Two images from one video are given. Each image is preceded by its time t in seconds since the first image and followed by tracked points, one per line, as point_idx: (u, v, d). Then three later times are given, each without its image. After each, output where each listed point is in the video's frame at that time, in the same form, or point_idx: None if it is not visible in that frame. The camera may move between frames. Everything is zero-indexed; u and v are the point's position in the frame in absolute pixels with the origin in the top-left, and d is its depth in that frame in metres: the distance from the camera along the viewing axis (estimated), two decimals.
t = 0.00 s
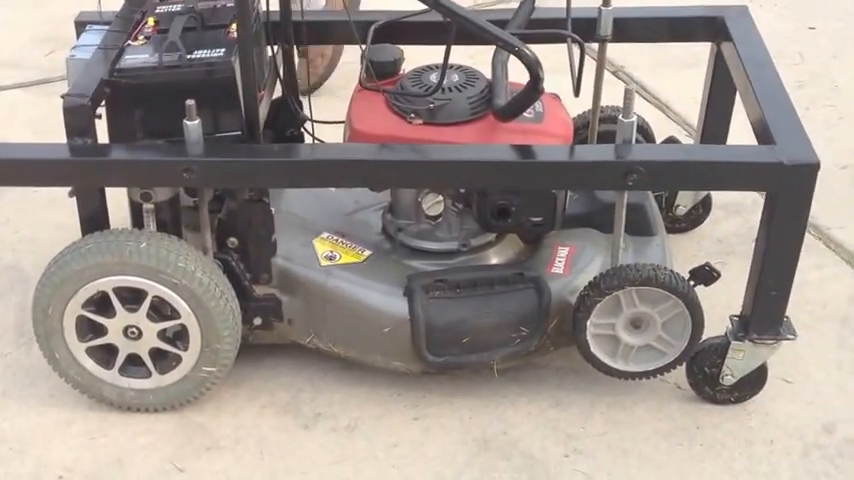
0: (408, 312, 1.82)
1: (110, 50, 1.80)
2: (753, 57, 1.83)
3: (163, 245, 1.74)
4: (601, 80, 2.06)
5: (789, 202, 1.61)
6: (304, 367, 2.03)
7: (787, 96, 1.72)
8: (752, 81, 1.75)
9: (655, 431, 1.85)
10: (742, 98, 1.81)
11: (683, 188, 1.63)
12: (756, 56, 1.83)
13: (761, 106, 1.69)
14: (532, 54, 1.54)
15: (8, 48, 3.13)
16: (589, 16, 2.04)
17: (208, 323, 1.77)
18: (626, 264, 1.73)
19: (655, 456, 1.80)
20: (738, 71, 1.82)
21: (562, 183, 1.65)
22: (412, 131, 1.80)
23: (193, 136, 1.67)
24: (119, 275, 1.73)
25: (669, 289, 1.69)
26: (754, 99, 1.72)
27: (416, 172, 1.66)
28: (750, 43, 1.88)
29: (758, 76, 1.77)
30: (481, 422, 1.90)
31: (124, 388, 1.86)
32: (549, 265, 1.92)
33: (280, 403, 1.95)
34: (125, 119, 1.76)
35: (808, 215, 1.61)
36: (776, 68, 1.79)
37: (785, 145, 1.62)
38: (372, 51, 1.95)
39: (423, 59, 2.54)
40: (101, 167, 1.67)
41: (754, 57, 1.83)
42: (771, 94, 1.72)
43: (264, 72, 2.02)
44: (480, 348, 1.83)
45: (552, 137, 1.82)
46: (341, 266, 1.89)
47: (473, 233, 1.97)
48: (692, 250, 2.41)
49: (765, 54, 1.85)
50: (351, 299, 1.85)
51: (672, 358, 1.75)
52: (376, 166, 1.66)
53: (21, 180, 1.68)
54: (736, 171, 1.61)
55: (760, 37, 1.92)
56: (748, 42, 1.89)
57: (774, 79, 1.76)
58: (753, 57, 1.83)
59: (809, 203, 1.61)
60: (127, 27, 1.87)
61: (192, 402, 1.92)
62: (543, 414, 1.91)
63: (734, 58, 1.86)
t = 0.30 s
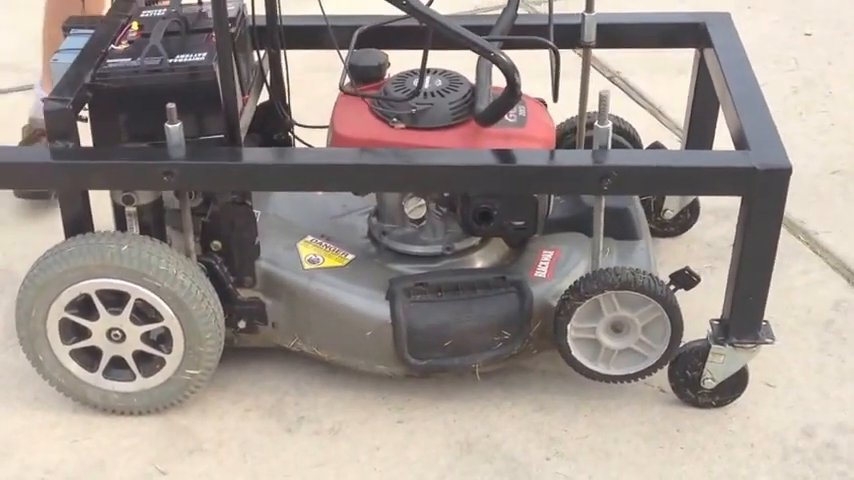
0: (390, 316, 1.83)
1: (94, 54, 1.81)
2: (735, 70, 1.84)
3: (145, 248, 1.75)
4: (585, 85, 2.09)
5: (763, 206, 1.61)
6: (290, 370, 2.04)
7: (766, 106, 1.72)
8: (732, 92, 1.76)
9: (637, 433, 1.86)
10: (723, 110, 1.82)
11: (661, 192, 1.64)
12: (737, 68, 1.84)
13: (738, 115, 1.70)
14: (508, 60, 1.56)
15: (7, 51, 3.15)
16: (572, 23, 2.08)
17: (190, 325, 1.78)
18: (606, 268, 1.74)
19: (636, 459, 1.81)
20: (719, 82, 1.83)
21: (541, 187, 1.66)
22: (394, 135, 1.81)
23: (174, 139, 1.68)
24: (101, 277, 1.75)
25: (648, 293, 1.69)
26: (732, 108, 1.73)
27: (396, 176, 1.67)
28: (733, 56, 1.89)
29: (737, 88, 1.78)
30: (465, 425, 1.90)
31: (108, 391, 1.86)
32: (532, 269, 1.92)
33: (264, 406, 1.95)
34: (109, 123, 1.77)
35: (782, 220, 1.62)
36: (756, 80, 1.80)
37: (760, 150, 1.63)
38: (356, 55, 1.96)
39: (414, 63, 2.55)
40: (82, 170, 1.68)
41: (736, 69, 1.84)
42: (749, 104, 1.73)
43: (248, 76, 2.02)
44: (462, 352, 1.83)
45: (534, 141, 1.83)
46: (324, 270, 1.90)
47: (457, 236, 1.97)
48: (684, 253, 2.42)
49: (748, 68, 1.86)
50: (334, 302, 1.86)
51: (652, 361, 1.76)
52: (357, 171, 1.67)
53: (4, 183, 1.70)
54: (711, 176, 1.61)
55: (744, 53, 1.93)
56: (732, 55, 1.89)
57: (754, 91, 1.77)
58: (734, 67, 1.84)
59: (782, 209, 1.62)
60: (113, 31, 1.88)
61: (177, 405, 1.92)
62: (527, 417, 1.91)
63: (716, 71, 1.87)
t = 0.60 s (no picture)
0: (369, 324, 1.82)
1: (73, 59, 1.81)
2: (719, 87, 1.83)
3: (122, 255, 1.75)
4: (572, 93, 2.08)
5: (738, 215, 1.61)
6: (273, 377, 2.01)
7: (748, 125, 1.72)
8: (715, 112, 1.75)
9: (619, 443, 1.84)
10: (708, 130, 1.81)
11: (638, 201, 1.63)
12: (721, 85, 1.83)
13: (717, 128, 1.70)
14: (483, 67, 1.56)
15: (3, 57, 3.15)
16: (555, 30, 2.09)
17: (169, 333, 1.77)
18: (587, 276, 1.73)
19: (618, 469, 1.79)
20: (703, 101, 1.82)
21: (520, 195, 1.65)
22: (374, 142, 1.79)
23: (152, 144, 1.67)
24: (78, 284, 1.74)
25: (628, 301, 1.68)
26: (714, 127, 1.73)
27: (374, 183, 1.66)
28: (718, 72, 1.88)
29: (720, 107, 1.77)
30: (447, 434, 1.88)
31: (87, 398, 1.85)
32: (515, 277, 1.91)
33: (246, 414, 1.94)
34: (88, 129, 1.76)
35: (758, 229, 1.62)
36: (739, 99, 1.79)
37: (737, 160, 1.62)
38: (340, 61, 1.96)
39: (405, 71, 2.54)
40: (59, 176, 1.67)
41: (720, 87, 1.83)
42: (731, 123, 1.73)
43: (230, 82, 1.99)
44: (442, 360, 1.82)
45: (517, 148, 1.81)
46: (305, 276, 1.89)
47: (440, 243, 1.95)
48: (674, 260, 2.41)
49: (733, 85, 1.85)
50: (315, 310, 1.85)
51: (634, 371, 1.74)
52: (335, 179, 1.66)
53: None
54: (689, 185, 1.61)
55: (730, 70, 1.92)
56: (717, 72, 1.88)
57: (737, 111, 1.76)
58: (717, 80, 1.85)
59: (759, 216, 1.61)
60: (94, 36, 1.87)
61: (157, 413, 1.91)
62: (510, 426, 1.89)
63: (700, 88, 1.86)
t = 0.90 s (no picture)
0: (347, 337, 1.79)
1: (48, 65, 1.77)
2: (705, 98, 1.80)
3: (95, 265, 1.72)
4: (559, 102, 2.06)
5: (719, 229, 1.59)
6: (252, 389, 1.98)
7: (732, 137, 1.69)
8: (700, 125, 1.73)
9: (601, 459, 1.81)
10: (692, 141, 1.79)
11: (619, 214, 1.60)
12: (706, 95, 1.81)
13: (700, 140, 1.68)
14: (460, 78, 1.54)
15: None
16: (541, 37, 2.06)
17: (143, 345, 1.74)
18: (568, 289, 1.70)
19: None
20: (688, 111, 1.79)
21: (499, 207, 1.62)
22: (353, 151, 1.76)
23: (124, 153, 1.63)
24: (50, 294, 1.71)
25: (609, 315, 1.65)
26: (697, 141, 1.70)
27: (351, 193, 1.63)
28: (704, 81, 1.85)
29: (705, 119, 1.74)
30: (427, 449, 1.85)
31: (61, 410, 1.83)
32: (497, 288, 1.87)
33: (223, 427, 1.90)
34: (63, 136, 1.73)
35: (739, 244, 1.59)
36: (725, 111, 1.76)
37: (719, 173, 1.60)
38: (321, 68, 1.92)
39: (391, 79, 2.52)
40: (30, 184, 1.65)
41: (705, 98, 1.80)
42: (715, 134, 1.70)
43: (211, 89, 1.93)
44: (421, 374, 1.79)
45: (498, 158, 1.78)
46: (283, 287, 1.86)
47: (422, 254, 1.91)
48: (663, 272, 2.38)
49: (718, 94, 1.82)
50: (293, 321, 1.82)
51: (616, 385, 1.71)
52: (310, 189, 1.63)
53: None
54: (670, 198, 1.58)
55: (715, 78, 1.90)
56: (703, 80, 1.85)
57: (721, 123, 1.73)
58: (702, 90, 1.82)
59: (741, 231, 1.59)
60: (71, 41, 1.83)
61: (133, 426, 1.88)
62: (490, 440, 1.86)
63: (685, 98, 1.83)
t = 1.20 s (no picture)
0: (324, 353, 1.74)
1: (18, 72, 1.72)
2: (693, 109, 1.75)
3: (64, 279, 1.67)
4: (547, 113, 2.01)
5: (705, 249, 1.54)
6: (228, 404, 1.93)
7: (721, 152, 1.65)
8: (687, 138, 1.68)
9: None
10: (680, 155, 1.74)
11: (602, 230, 1.55)
12: (696, 107, 1.76)
13: (688, 155, 1.64)
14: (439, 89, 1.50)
15: None
16: (528, 46, 2.01)
17: (113, 361, 1.69)
18: (552, 306, 1.65)
19: None
20: (677, 124, 1.75)
21: (480, 223, 1.57)
22: (331, 162, 1.71)
23: (94, 164, 1.59)
24: (16, 308, 1.66)
25: (593, 334, 1.60)
26: (685, 155, 1.65)
27: (327, 207, 1.58)
28: (694, 91, 1.80)
29: (693, 132, 1.70)
30: (406, 468, 1.80)
31: (30, 426, 1.78)
32: (479, 304, 1.81)
33: (198, 445, 1.85)
34: (33, 145, 1.68)
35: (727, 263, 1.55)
36: (715, 124, 1.71)
37: (706, 189, 1.55)
38: (302, 76, 1.86)
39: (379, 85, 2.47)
40: None
41: (695, 110, 1.75)
42: (703, 149, 1.66)
43: (188, 97, 1.89)
44: (400, 392, 1.74)
45: (481, 171, 1.72)
46: (259, 301, 1.81)
47: (403, 268, 1.86)
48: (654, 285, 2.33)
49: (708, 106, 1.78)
50: (269, 336, 1.77)
51: (600, 406, 1.66)
52: (285, 203, 1.58)
53: None
54: (655, 214, 1.53)
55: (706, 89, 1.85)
56: (692, 91, 1.81)
57: (711, 137, 1.68)
58: (692, 101, 1.78)
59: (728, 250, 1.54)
60: (42, 47, 1.77)
61: (105, 442, 1.83)
62: (472, 461, 1.81)
63: (674, 109, 1.79)
